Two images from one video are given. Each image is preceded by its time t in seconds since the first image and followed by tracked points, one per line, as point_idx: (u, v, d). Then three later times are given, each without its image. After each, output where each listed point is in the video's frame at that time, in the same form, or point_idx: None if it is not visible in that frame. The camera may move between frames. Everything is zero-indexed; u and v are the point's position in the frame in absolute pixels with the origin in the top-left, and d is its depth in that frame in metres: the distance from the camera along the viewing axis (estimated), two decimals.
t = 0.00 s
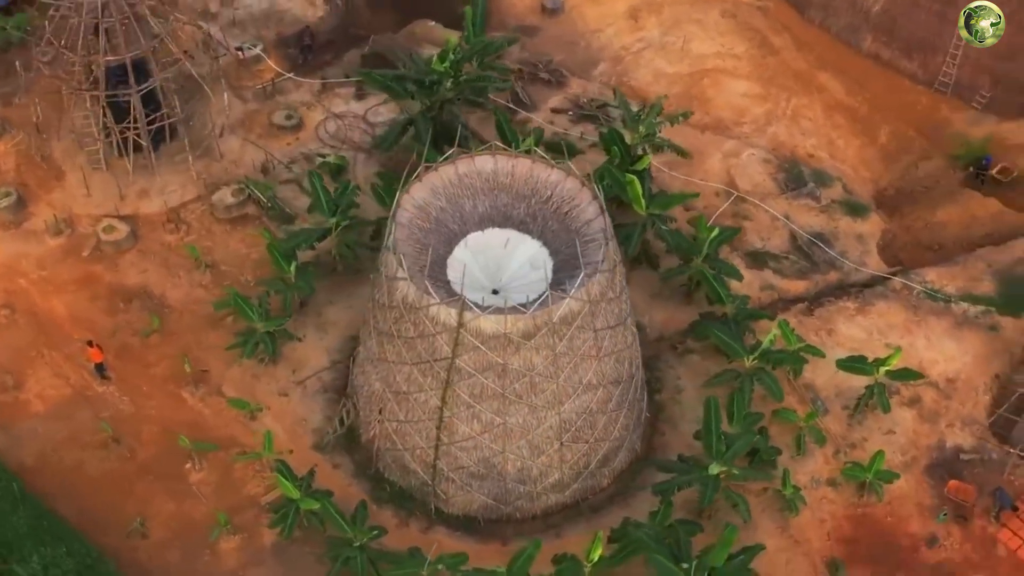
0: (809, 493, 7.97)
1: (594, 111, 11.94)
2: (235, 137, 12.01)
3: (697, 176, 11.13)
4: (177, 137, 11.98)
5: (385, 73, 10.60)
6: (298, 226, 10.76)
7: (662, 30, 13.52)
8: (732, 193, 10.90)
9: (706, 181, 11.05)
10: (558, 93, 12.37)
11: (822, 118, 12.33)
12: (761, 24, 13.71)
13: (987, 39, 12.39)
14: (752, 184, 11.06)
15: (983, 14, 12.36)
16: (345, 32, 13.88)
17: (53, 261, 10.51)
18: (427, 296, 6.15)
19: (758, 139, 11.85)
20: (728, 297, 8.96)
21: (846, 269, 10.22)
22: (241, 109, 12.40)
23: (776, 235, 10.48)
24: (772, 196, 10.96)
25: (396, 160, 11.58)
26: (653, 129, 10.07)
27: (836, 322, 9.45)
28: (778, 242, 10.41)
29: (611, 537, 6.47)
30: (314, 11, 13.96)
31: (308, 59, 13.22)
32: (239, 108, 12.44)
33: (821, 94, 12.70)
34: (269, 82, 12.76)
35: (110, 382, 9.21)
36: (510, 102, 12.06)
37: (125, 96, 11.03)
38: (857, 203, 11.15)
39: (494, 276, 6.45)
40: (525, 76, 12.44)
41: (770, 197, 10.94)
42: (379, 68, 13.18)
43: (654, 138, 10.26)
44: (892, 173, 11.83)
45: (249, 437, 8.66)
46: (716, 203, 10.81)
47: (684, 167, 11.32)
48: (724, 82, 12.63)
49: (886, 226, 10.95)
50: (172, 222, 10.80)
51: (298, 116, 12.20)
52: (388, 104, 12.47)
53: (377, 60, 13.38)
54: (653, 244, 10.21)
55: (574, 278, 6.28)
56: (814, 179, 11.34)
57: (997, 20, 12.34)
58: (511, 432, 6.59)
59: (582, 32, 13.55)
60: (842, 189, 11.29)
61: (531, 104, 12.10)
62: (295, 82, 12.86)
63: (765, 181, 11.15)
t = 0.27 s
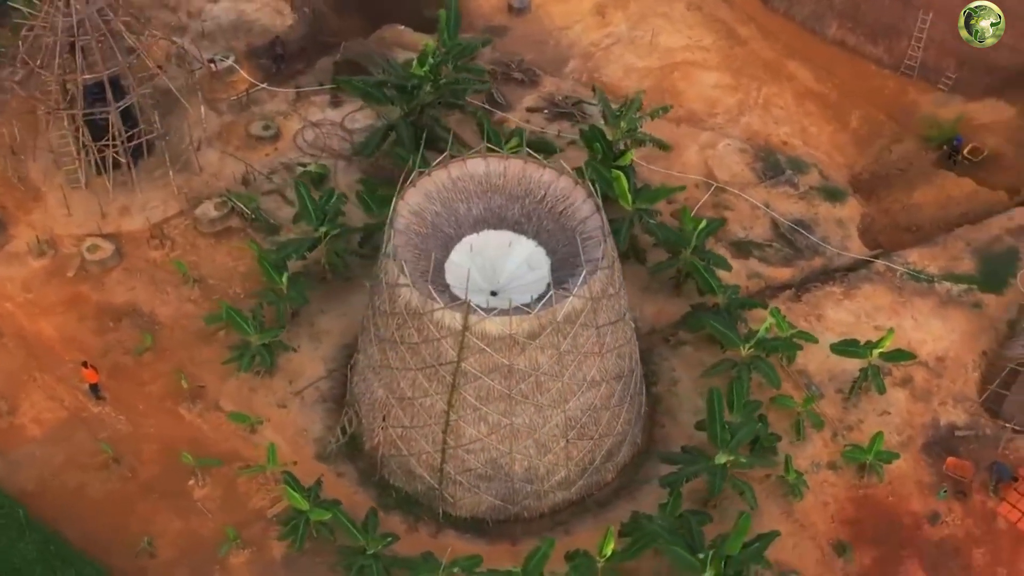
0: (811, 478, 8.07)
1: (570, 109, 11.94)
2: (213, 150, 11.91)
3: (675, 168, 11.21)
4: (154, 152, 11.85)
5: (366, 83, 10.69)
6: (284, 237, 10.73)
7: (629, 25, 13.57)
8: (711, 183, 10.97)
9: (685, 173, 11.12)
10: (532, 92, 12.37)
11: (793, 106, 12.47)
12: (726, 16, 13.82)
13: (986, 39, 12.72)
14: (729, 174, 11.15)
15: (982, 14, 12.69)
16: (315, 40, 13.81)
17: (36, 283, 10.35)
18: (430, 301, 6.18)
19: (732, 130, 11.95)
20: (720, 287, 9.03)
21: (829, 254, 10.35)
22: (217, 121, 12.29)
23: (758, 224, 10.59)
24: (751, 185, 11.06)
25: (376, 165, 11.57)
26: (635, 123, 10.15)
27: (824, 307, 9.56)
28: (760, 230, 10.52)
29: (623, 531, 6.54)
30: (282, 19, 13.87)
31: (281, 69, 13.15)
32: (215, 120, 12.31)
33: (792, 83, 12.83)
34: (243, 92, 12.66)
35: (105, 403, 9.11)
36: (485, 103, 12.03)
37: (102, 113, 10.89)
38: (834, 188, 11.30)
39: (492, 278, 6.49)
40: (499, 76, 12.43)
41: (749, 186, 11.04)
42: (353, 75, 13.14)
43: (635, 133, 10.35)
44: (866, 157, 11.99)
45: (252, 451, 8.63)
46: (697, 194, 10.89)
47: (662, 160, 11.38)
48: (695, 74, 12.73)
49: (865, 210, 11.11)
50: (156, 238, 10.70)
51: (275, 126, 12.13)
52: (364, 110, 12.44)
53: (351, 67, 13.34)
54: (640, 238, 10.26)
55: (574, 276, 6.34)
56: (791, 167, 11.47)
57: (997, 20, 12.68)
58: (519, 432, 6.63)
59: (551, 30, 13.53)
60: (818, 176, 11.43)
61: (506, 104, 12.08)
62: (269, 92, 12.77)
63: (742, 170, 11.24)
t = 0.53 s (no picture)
0: (812, 462, 8.18)
1: (546, 107, 11.95)
2: (191, 163, 11.79)
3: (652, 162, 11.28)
4: (133, 169, 11.72)
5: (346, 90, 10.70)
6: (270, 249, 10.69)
7: (596, 21, 13.61)
8: (689, 175, 11.06)
9: (663, 166, 11.21)
10: (507, 92, 12.37)
11: (764, 95, 12.58)
12: (692, 8, 13.87)
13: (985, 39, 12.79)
14: (707, 165, 11.24)
15: (982, 14, 12.76)
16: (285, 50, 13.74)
17: (21, 306, 10.20)
18: (434, 306, 6.21)
19: (705, 121, 12.03)
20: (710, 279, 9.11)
21: (811, 240, 10.49)
22: (194, 134, 12.17)
23: (739, 213, 10.71)
24: (728, 175, 11.17)
25: (357, 173, 11.55)
26: (616, 119, 10.19)
27: (812, 293, 9.68)
28: (741, 220, 10.64)
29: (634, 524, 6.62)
30: (251, 31, 13.78)
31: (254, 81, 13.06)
32: (191, 133, 12.18)
33: (760, 72, 12.95)
34: (217, 105, 12.54)
35: (101, 424, 9.03)
36: (462, 106, 12.02)
37: (80, 133, 10.77)
38: (811, 174, 11.44)
39: (491, 280, 6.53)
40: (473, 78, 12.42)
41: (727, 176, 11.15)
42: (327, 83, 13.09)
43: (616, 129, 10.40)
44: (839, 143, 12.13)
45: (255, 465, 8.61)
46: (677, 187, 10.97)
47: (639, 155, 11.42)
48: (664, 68, 12.83)
49: (842, 195, 11.27)
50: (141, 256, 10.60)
51: (253, 138, 12.06)
52: (340, 116, 12.40)
53: (325, 75, 13.29)
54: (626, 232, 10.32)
55: (575, 275, 6.40)
56: (767, 155, 11.59)
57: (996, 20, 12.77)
58: (526, 431, 6.67)
59: (520, 29, 13.51)
60: (794, 163, 11.57)
61: (482, 104, 12.08)
62: (243, 103, 12.66)
63: (718, 161, 11.34)
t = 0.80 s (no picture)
0: (811, 448, 8.28)
1: (524, 107, 11.88)
2: (172, 177, 11.67)
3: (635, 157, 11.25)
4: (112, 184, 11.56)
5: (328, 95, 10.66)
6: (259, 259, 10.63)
7: (566, 20, 13.36)
8: (669, 167, 11.08)
9: (645, 161, 11.16)
10: (484, 92, 12.26)
11: (737, 87, 12.59)
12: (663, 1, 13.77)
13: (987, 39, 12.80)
14: (687, 158, 11.25)
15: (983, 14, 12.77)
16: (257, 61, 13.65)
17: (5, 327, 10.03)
18: (436, 310, 6.23)
19: (681, 114, 12.02)
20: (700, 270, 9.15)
21: (796, 229, 10.62)
22: (172, 147, 12.02)
23: (722, 205, 10.78)
24: (709, 167, 11.19)
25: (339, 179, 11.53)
26: (599, 117, 10.20)
27: (799, 281, 9.80)
28: (725, 211, 10.71)
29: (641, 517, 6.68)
30: (221, 43, 13.65)
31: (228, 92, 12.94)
32: (168, 146, 12.03)
33: (734, 64, 12.94)
34: (194, 118, 12.41)
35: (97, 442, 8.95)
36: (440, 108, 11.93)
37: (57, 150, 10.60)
38: (790, 164, 11.54)
39: (489, 281, 6.53)
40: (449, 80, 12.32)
41: (707, 168, 11.18)
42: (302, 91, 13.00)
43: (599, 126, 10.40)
44: (814, 132, 12.23)
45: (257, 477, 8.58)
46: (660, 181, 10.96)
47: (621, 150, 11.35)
48: (637, 63, 12.74)
49: (822, 182, 11.42)
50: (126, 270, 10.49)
51: (234, 147, 11.90)
52: (319, 122, 12.27)
53: (299, 84, 13.21)
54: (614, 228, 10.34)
55: (575, 273, 6.46)
56: (745, 146, 11.65)
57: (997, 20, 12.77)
58: (531, 430, 6.70)
59: (492, 28, 13.28)
60: (772, 153, 11.66)
61: (460, 106, 12.00)
62: (220, 114, 12.54)
63: (697, 153, 11.35)
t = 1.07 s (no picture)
0: (808, 434, 8.37)
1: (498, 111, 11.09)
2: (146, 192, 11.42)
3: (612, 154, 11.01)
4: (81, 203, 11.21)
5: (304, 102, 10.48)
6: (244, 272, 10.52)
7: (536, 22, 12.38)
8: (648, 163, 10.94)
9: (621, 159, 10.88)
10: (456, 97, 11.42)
11: (709, 81, 12.36)
12: None
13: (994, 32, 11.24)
14: (665, 152, 11.10)
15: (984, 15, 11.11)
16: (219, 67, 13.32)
17: None
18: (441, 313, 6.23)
19: (653, 108, 11.76)
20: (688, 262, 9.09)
21: (777, 218, 10.74)
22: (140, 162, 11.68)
23: (703, 197, 10.79)
24: (686, 160, 11.08)
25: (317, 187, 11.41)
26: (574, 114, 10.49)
27: (784, 268, 9.90)
28: (705, 203, 10.75)
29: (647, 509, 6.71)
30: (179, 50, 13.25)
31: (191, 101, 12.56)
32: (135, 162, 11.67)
33: (698, 56, 12.51)
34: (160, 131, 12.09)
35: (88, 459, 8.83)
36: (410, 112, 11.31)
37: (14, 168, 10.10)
38: (766, 154, 11.54)
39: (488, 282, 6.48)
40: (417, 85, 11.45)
41: (684, 160, 11.08)
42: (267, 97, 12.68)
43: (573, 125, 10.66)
44: (785, 121, 12.31)
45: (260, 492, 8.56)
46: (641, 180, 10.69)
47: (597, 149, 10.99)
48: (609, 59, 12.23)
49: (798, 170, 11.57)
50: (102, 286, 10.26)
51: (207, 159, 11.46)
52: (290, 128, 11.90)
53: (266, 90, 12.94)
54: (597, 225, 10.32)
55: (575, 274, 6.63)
56: (721, 138, 11.58)
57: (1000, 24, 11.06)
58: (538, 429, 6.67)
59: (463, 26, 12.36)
60: (748, 143, 11.64)
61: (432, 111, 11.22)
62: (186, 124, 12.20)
63: (674, 148, 11.19)
